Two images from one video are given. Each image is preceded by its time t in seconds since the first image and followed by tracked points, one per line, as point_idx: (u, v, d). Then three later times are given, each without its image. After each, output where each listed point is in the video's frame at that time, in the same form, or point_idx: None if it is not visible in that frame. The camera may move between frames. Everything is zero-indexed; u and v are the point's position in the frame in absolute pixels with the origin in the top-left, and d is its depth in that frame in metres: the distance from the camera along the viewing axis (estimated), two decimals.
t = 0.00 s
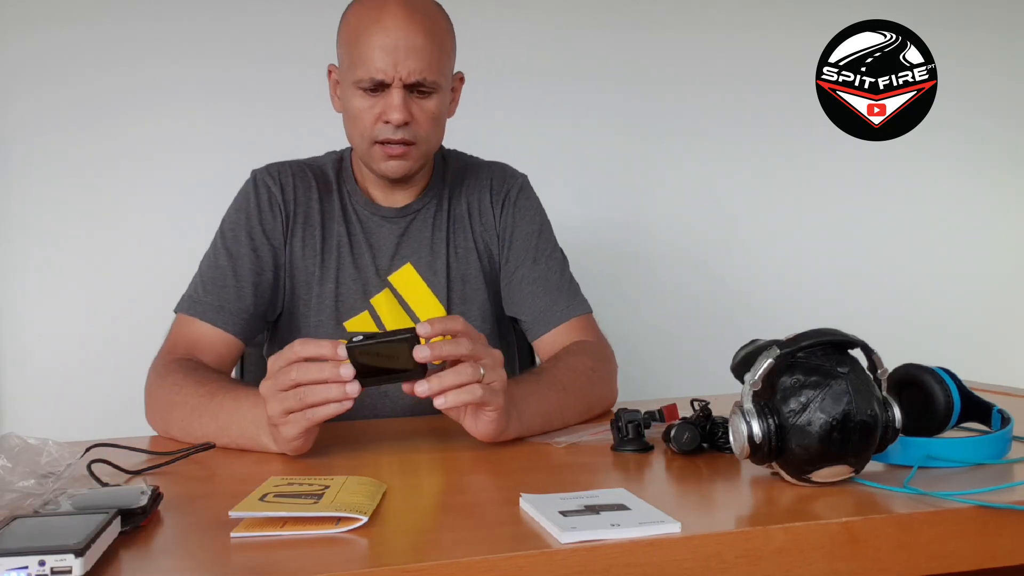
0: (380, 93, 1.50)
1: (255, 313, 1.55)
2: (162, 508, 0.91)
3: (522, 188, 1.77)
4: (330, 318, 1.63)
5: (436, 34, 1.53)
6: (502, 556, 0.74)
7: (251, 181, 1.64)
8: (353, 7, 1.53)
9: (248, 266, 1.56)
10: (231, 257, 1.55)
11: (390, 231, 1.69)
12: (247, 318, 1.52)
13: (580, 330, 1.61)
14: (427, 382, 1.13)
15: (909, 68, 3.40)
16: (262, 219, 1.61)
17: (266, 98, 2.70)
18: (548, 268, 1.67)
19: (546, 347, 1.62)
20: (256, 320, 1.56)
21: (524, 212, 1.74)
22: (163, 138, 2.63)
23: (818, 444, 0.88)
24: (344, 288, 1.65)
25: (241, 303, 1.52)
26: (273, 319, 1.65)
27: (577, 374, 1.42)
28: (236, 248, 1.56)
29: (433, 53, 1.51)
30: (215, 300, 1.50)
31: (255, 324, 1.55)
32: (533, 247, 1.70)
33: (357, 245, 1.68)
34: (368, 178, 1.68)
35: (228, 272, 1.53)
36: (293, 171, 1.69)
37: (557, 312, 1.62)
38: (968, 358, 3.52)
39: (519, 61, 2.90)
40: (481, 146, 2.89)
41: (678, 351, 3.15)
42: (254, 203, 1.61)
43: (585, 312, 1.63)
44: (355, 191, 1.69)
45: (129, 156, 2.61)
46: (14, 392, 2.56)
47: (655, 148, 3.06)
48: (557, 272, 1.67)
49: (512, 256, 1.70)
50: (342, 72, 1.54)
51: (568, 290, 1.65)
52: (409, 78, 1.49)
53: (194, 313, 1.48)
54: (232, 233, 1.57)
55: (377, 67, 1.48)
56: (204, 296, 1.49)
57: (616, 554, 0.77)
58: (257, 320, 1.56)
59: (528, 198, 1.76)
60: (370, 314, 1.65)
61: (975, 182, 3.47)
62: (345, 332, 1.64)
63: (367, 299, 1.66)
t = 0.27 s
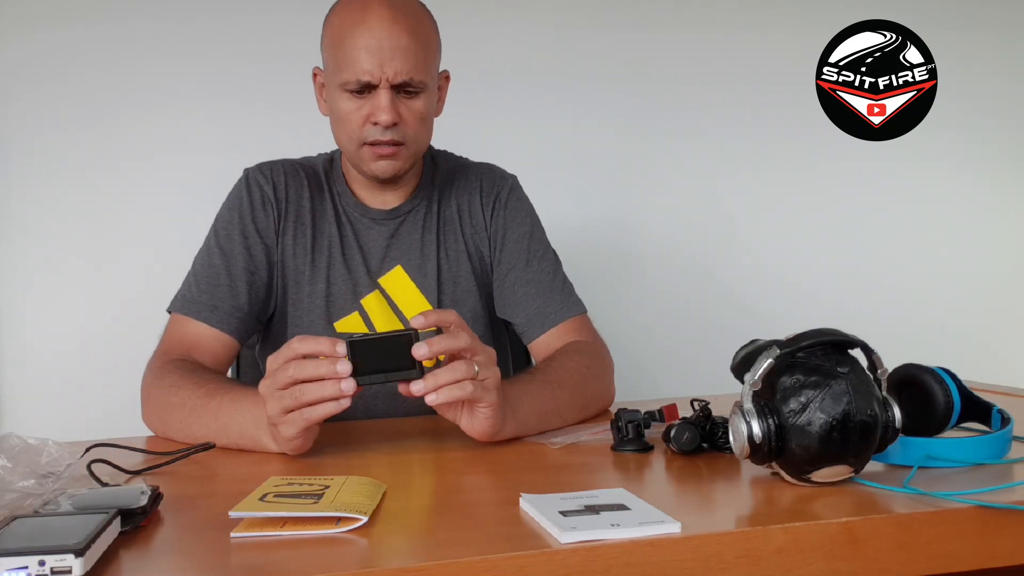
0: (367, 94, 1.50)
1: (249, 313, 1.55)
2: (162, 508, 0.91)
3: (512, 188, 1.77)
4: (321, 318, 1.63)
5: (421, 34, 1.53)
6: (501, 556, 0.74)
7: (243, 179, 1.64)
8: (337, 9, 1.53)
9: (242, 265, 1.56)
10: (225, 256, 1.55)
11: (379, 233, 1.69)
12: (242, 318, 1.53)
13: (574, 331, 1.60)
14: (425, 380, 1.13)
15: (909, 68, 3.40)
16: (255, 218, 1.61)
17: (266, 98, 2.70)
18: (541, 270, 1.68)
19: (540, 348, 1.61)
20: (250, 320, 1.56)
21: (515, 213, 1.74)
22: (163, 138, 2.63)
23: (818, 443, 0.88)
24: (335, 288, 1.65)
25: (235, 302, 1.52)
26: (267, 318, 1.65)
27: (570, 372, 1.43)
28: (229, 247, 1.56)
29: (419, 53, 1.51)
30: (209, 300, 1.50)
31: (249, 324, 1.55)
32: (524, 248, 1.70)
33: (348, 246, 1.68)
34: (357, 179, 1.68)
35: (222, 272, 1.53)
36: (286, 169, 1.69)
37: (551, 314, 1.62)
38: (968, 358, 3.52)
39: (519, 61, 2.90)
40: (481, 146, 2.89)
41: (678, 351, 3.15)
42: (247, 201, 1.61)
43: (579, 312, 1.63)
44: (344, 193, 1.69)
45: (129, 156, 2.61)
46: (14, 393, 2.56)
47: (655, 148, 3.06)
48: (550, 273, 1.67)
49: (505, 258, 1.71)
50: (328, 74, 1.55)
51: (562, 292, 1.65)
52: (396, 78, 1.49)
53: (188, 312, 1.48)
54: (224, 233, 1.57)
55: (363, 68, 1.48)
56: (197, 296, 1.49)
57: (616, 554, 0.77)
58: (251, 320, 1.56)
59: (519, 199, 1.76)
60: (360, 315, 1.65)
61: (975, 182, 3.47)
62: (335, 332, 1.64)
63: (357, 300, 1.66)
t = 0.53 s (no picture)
0: (365, 93, 1.50)
1: (248, 312, 1.55)
2: (162, 508, 0.91)
3: (509, 189, 1.77)
4: (320, 318, 1.63)
5: (417, 33, 1.53)
6: (501, 556, 0.74)
7: (241, 179, 1.64)
8: (333, 9, 1.54)
9: (241, 265, 1.56)
10: (223, 255, 1.55)
11: (377, 232, 1.69)
12: (241, 317, 1.53)
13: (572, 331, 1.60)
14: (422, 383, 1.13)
15: (909, 68, 3.40)
16: (253, 217, 1.61)
17: (266, 98, 2.70)
18: (539, 269, 1.68)
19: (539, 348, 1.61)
20: (250, 319, 1.56)
21: (513, 214, 1.74)
22: (163, 138, 2.63)
23: (818, 444, 0.88)
24: (334, 288, 1.65)
25: (234, 302, 1.52)
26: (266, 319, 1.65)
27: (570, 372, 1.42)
28: (228, 246, 1.56)
29: (416, 51, 1.51)
30: (208, 300, 1.49)
31: (248, 323, 1.55)
32: (523, 248, 1.70)
33: (346, 246, 1.68)
34: (354, 179, 1.68)
35: (220, 271, 1.53)
36: (284, 169, 1.69)
37: (549, 314, 1.62)
38: (968, 358, 3.52)
39: (519, 61, 2.90)
40: (481, 146, 2.89)
41: (678, 351, 3.15)
42: (245, 201, 1.61)
43: (578, 312, 1.63)
44: (342, 193, 1.69)
45: (129, 156, 2.61)
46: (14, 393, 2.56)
47: (655, 148, 3.06)
48: (549, 273, 1.67)
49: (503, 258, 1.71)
50: (326, 74, 1.55)
51: (561, 291, 1.65)
52: (394, 76, 1.49)
53: (187, 312, 1.48)
54: (222, 233, 1.57)
55: (361, 67, 1.48)
56: (196, 295, 1.49)
57: (616, 554, 0.77)
58: (251, 320, 1.56)
59: (517, 200, 1.77)
60: (359, 315, 1.66)
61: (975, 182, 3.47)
62: (333, 331, 1.64)
63: (355, 300, 1.66)
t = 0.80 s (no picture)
0: (396, 90, 1.52)
1: (244, 311, 1.54)
2: (162, 508, 0.91)
3: (506, 188, 1.77)
4: (317, 316, 1.63)
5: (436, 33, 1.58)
6: (501, 556, 0.74)
7: (235, 177, 1.63)
8: (352, 11, 1.56)
9: (237, 263, 1.56)
10: (218, 253, 1.54)
11: (373, 231, 1.69)
12: (237, 315, 1.52)
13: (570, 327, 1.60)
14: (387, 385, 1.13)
15: (909, 68, 3.39)
16: (248, 215, 1.61)
17: (266, 98, 2.70)
18: (535, 268, 1.68)
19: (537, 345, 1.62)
20: (246, 318, 1.56)
21: (509, 213, 1.74)
22: (163, 138, 2.63)
23: (818, 444, 0.88)
24: (331, 286, 1.65)
25: (230, 300, 1.52)
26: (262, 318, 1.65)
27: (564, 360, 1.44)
28: (223, 244, 1.56)
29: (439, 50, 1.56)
30: (204, 298, 1.49)
31: (245, 322, 1.55)
32: (520, 246, 1.71)
33: (342, 244, 1.67)
34: (356, 178, 1.68)
35: (216, 270, 1.53)
36: (279, 167, 1.69)
37: (546, 313, 1.62)
38: (969, 358, 3.52)
39: (519, 61, 2.90)
40: (480, 146, 2.89)
41: (678, 351, 3.15)
42: (240, 199, 1.61)
43: (574, 308, 1.63)
44: (338, 190, 1.69)
45: (129, 156, 2.61)
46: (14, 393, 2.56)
47: (655, 148, 3.06)
48: (545, 271, 1.67)
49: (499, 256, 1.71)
50: (344, 75, 1.56)
51: (558, 290, 1.65)
52: (426, 72, 1.52)
53: (184, 312, 1.48)
54: (217, 231, 1.57)
55: (394, 64, 1.50)
56: (192, 294, 1.49)
57: (616, 554, 0.77)
58: (248, 317, 1.56)
59: (513, 199, 1.77)
60: (355, 311, 1.65)
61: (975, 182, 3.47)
62: (332, 330, 1.64)
63: (352, 297, 1.65)
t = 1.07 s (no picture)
0: (398, 96, 1.54)
1: (240, 308, 1.54)
2: (162, 508, 0.91)
3: (502, 184, 1.81)
4: (313, 312, 1.61)
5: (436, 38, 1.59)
6: (502, 556, 0.74)
7: (229, 175, 1.64)
8: (352, 15, 1.55)
9: (232, 261, 1.56)
10: (214, 252, 1.55)
11: (369, 228, 1.69)
12: (233, 313, 1.52)
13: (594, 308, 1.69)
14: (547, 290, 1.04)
15: (909, 68, 3.40)
16: (243, 213, 1.61)
17: (266, 98, 2.70)
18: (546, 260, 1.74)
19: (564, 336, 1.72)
20: (243, 316, 1.55)
21: (505, 207, 1.78)
22: (163, 138, 2.63)
23: (818, 444, 0.88)
24: (326, 283, 1.64)
25: (226, 298, 1.52)
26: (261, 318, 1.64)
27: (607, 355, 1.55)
28: (218, 243, 1.56)
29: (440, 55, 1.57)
30: (199, 296, 1.49)
31: (241, 320, 1.55)
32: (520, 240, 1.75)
33: (338, 242, 1.68)
34: (350, 179, 1.68)
35: (211, 268, 1.53)
36: (273, 165, 1.70)
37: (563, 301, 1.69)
38: (969, 358, 3.52)
39: (519, 61, 2.90)
40: (480, 146, 2.89)
41: (678, 351, 3.15)
42: (234, 197, 1.61)
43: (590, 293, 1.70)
44: (332, 187, 1.70)
45: (129, 156, 2.61)
46: (14, 393, 2.56)
47: (655, 148, 3.06)
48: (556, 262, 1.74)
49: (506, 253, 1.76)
50: (344, 79, 1.56)
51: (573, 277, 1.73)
52: (428, 79, 1.54)
53: (179, 310, 1.48)
54: (211, 229, 1.57)
55: (398, 70, 1.51)
56: (187, 292, 1.49)
57: (616, 554, 0.77)
58: (244, 315, 1.56)
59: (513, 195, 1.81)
60: (350, 309, 1.63)
61: (975, 182, 3.47)
62: (327, 326, 1.62)
63: (348, 294, 1.64)
